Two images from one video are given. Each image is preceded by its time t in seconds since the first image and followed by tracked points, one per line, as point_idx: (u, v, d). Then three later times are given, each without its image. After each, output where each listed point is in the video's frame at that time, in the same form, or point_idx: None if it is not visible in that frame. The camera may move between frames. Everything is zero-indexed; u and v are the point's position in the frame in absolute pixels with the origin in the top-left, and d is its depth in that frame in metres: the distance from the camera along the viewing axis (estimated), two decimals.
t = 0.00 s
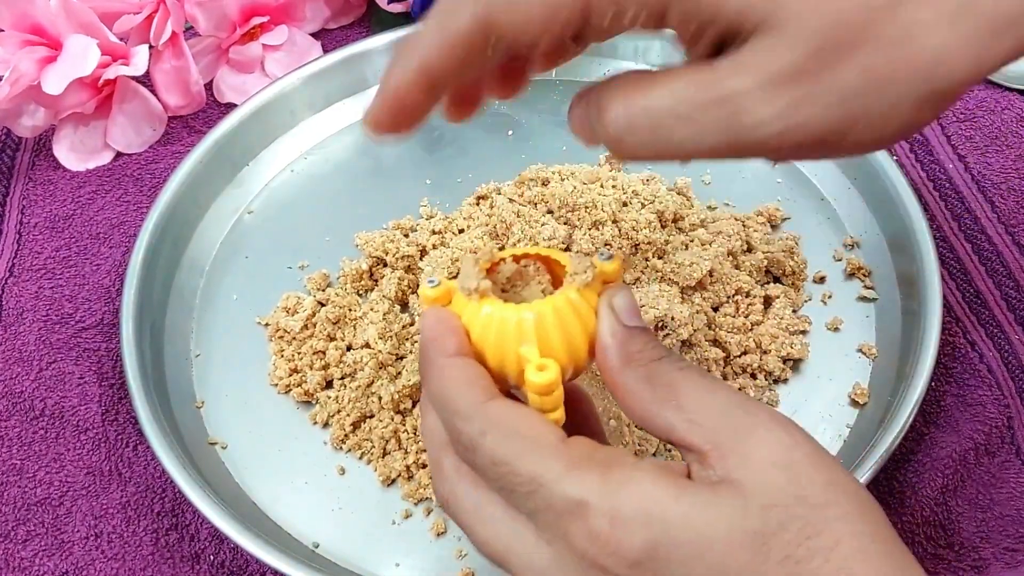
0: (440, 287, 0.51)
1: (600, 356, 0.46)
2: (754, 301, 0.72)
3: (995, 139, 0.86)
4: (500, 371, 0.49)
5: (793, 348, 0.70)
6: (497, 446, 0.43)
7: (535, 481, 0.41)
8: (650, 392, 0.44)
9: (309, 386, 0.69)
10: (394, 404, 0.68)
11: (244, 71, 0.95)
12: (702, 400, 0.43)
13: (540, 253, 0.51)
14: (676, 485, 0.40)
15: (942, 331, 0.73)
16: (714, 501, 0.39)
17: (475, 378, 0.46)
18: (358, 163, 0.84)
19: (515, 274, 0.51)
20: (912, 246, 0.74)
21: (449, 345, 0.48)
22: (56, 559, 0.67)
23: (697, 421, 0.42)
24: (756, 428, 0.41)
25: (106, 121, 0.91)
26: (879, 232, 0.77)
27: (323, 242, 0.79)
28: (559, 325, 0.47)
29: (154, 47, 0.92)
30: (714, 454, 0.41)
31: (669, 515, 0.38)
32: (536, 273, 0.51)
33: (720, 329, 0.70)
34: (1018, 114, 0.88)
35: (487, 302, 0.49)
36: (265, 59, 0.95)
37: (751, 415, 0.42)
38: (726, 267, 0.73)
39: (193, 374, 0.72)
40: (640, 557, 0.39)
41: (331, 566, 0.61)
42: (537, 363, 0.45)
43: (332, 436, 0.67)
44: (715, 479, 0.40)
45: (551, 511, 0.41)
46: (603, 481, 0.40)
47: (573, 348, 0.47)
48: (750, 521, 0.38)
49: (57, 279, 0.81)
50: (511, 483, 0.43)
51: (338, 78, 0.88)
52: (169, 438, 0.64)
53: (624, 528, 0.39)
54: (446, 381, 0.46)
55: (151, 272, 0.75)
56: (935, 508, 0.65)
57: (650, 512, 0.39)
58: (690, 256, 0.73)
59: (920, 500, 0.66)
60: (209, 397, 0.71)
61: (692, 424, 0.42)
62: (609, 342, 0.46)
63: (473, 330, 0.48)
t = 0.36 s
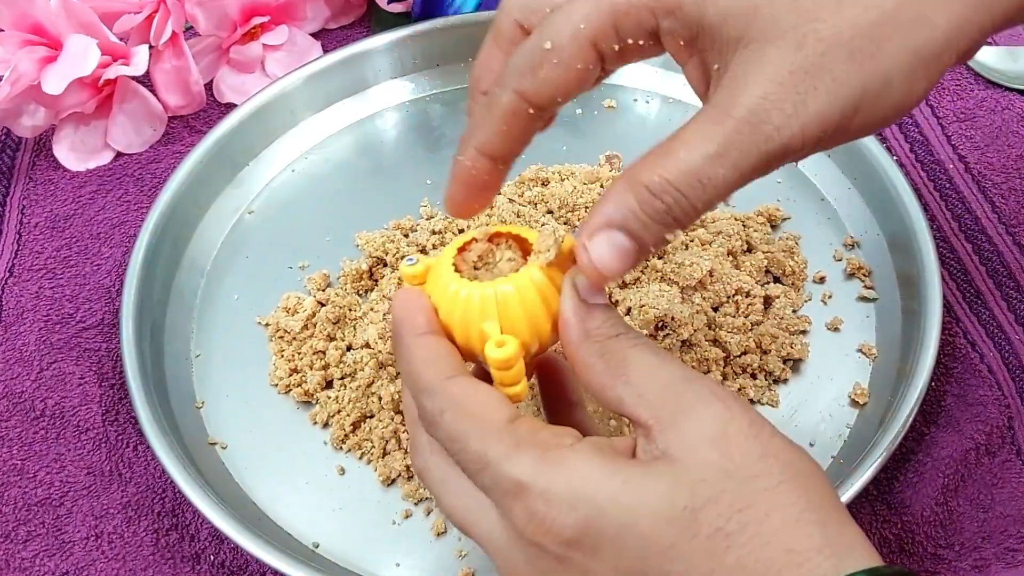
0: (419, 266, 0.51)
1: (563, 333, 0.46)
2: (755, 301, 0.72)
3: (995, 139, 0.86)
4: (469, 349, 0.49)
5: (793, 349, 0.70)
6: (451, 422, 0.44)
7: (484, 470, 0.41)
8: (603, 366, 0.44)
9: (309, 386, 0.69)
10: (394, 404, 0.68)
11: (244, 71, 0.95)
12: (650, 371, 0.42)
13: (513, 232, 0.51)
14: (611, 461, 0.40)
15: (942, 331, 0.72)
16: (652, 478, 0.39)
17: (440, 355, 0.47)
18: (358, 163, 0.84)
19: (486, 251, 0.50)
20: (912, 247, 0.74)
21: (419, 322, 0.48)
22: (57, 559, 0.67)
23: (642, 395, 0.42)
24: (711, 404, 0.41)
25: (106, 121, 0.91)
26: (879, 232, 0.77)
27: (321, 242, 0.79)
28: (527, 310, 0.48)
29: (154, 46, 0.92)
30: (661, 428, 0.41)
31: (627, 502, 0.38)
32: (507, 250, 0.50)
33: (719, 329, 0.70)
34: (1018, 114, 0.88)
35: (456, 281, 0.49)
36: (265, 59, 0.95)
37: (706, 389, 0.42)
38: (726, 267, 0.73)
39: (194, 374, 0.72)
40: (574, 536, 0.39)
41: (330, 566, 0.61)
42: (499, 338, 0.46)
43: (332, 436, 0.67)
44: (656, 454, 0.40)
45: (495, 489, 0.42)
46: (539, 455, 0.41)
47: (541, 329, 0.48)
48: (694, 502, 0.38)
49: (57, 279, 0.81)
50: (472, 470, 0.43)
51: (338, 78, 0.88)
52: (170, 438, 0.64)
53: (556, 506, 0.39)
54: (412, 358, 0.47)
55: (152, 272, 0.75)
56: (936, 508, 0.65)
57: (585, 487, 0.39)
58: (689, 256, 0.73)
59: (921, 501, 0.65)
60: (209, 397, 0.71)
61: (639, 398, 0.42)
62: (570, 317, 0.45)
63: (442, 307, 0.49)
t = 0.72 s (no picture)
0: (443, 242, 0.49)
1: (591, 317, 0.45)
2: (754, 300, 0.72)
3: (995, 140, 0.86)
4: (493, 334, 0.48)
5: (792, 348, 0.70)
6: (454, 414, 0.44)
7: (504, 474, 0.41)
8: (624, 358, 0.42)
9: (309, 386, 0.69)
10: (393, 405, 0.67)
11: (244, 71, 0.95)
12: (675, 363, 0.41)
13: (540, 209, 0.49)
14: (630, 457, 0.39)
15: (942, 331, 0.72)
16: (671, 474, 0.38)
17: (464, 342, 0.45)
18: (357, 163, 0.84)
19: (511, 231, 0.48)
20: (912, 247, 0.74)
21: (442, 305, 0.47)
22: (56, 559, 0.67)
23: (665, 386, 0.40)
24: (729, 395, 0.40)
25: (105, 121, 0.91)
26: (880, 233, 0.77)
27: (320, 242, 0.79)
28: (555, 292, 0.46)
29: (154, 46, 0.92)
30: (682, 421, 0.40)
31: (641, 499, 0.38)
32: (534, 230, 0.48)
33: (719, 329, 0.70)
34: (1018, 114, 0.88)
35: (481, 264, 0.47)
36: (265, 59, 0.95)
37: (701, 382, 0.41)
38: (726, 267, 0.73)
39: (193, 374, 0.72)
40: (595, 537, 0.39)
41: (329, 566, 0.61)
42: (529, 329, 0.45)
43: (332, 436, 0.67)
44: (675, 448, 0.39)
45: (514, 483, 0.41)
46: (558, 452, 0.40)
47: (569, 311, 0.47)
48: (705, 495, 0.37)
49: (57, 279, 0.81)
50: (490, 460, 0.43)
51: (338, 78, 0.88)
52: (169, 439, 0.64)
53: (547, 505, 0.39)
54: (436, 343, 0.46)
55: (152, 272, 0.75)
56: (936, 509, 0.65)
57: (602, 484, 0.38)
58: (689, 257, 0.72)
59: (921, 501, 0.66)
60: (209, 397, 0.71)
61: (661, 389, 0.40)
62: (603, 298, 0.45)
63: (467, 291, 0.48)
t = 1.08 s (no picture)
0: (407, 335, 0.45)
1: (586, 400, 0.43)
2: (753, 301, 0.72)
3: (994, 139, 0.86)
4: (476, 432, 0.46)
5: (791, 350, 0.70)
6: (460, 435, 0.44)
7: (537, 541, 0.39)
8: (641, 436, 0.41)
9: (309, 386, 0.69)
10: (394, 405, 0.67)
11: (244, 71, 0.95)
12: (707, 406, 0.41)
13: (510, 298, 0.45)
14: (672, 507, 0.39)
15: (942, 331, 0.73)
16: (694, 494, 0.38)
17: (448, 447, 0.43)
18: (357, 163, 0.84)
19: (479, 327, 0.45)
20: (912, 248, 0.74)
21: (419, 419, 0.44)
22: (56, 559, 0.67)
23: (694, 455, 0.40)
24: (761, 440, 0.40)
25: (105, 121, 0.91)
26: (880, 232, 0.77)
27: (319, 242, 0.79)
28: (530, 383, 0.42)
29: (153, 47, 0.92)
30: (723, 483, 0.40)
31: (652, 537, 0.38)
32: (497, 320, 0.45)
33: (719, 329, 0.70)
34: (1017, 113, 0.88)
35: (452, 370, 0.44)
36: (265, 59, 0.95)
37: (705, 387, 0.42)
38: (725, 267, 0.73)
39: (193, 374, 0.72)
40: None
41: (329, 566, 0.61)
42: (519, 445, 0.43)
43: (333, 436, 0.67)
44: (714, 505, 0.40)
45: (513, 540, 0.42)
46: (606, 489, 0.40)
47: (551, 397, 0.43)
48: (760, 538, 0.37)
49: (57, 279, 0.81)
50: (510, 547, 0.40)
51: (338, 78, 0.87)
52: (170, 439, 0.64)
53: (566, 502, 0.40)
54: (421, 458, 0.43)
55: (152, 271, 0.75)
56: (935, 509, 0.65)
57: (653, 533, 0.38)
58: (689, 257, 0.72)
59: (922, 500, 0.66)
60: (209, 397, 0.71)
61: (692, 457, 0.40)
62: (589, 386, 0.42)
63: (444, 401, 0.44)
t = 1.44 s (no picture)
0: (391, 398, 0.46)
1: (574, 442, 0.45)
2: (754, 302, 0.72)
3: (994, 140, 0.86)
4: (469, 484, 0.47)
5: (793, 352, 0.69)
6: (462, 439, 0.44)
7: None
8: (638, 480, 0.44)
9: (309, 386, 0.69)
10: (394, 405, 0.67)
11: (243, 71, 0.95)
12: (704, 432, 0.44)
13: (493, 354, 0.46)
14: (679, 553, 0.42)
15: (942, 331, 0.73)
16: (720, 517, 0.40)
17: (447, 511, 0.44)
18: (357, 164, 0.84)
19: (462, 386, 0.46)
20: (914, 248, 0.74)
21: (415, 481, 0.45)
22: (56, 559, 0.67)
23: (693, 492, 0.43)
24: (752, 476, 0.44)
25: (106, 122, 0.91)
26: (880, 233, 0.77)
27: (319, 242, 0.79)
28: (521, 438, 0.43)
29: (153, 47, 0.92)
30: (721, 522, 0.43)
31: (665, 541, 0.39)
32: (481, 377, 0.46)
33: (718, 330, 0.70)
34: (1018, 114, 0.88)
35: (441, 430, 0.45)
36: (265, 59, 0.95)
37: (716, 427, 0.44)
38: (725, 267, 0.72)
39: (194, 374, 0.72)
40: None
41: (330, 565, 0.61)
42: (516, 496, 0.44)
43: (334, 436, 0.67)
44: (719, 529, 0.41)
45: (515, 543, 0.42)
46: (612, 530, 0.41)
47: (541, 447, 0.44)
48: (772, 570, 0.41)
49: (57, 279, 0.81)
50: None
51: (338, 77, 0.87)
52: (171, 440, 0.64)
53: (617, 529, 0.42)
54: (418, 525, 0.45)
55: (152, 271, 0.75)
56: (935, 509, 0.65)
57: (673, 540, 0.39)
58: (687, 257, 0.71)
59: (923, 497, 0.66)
60: (209, 397, 0.71)
61: (689, 497, 0.43)
62: (578, 430, 0.45)
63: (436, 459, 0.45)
